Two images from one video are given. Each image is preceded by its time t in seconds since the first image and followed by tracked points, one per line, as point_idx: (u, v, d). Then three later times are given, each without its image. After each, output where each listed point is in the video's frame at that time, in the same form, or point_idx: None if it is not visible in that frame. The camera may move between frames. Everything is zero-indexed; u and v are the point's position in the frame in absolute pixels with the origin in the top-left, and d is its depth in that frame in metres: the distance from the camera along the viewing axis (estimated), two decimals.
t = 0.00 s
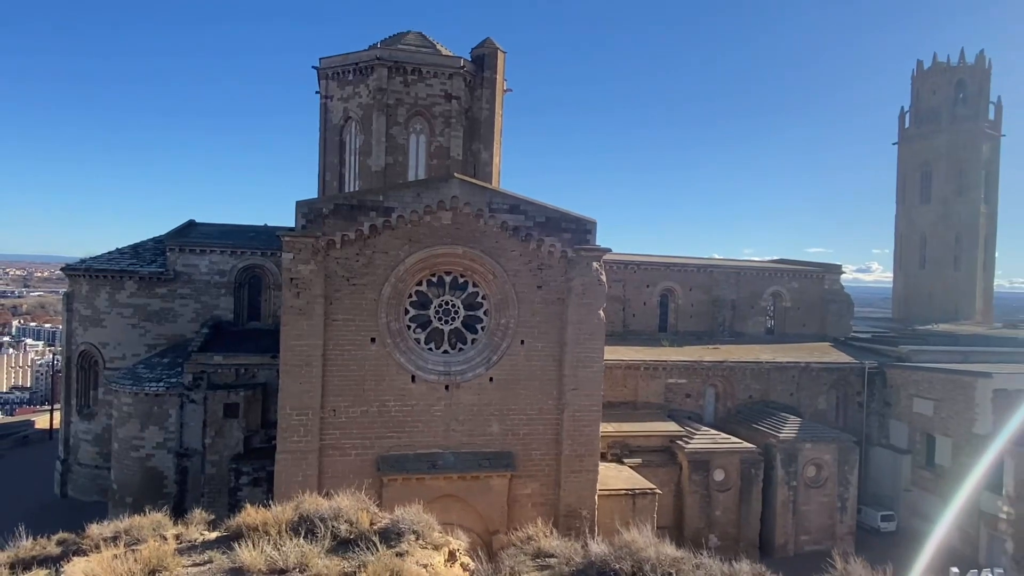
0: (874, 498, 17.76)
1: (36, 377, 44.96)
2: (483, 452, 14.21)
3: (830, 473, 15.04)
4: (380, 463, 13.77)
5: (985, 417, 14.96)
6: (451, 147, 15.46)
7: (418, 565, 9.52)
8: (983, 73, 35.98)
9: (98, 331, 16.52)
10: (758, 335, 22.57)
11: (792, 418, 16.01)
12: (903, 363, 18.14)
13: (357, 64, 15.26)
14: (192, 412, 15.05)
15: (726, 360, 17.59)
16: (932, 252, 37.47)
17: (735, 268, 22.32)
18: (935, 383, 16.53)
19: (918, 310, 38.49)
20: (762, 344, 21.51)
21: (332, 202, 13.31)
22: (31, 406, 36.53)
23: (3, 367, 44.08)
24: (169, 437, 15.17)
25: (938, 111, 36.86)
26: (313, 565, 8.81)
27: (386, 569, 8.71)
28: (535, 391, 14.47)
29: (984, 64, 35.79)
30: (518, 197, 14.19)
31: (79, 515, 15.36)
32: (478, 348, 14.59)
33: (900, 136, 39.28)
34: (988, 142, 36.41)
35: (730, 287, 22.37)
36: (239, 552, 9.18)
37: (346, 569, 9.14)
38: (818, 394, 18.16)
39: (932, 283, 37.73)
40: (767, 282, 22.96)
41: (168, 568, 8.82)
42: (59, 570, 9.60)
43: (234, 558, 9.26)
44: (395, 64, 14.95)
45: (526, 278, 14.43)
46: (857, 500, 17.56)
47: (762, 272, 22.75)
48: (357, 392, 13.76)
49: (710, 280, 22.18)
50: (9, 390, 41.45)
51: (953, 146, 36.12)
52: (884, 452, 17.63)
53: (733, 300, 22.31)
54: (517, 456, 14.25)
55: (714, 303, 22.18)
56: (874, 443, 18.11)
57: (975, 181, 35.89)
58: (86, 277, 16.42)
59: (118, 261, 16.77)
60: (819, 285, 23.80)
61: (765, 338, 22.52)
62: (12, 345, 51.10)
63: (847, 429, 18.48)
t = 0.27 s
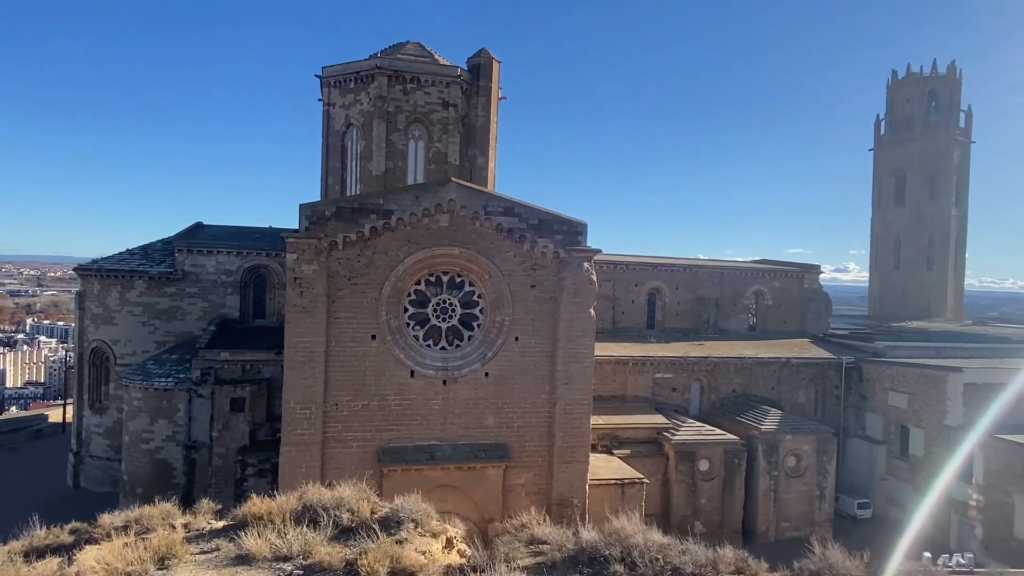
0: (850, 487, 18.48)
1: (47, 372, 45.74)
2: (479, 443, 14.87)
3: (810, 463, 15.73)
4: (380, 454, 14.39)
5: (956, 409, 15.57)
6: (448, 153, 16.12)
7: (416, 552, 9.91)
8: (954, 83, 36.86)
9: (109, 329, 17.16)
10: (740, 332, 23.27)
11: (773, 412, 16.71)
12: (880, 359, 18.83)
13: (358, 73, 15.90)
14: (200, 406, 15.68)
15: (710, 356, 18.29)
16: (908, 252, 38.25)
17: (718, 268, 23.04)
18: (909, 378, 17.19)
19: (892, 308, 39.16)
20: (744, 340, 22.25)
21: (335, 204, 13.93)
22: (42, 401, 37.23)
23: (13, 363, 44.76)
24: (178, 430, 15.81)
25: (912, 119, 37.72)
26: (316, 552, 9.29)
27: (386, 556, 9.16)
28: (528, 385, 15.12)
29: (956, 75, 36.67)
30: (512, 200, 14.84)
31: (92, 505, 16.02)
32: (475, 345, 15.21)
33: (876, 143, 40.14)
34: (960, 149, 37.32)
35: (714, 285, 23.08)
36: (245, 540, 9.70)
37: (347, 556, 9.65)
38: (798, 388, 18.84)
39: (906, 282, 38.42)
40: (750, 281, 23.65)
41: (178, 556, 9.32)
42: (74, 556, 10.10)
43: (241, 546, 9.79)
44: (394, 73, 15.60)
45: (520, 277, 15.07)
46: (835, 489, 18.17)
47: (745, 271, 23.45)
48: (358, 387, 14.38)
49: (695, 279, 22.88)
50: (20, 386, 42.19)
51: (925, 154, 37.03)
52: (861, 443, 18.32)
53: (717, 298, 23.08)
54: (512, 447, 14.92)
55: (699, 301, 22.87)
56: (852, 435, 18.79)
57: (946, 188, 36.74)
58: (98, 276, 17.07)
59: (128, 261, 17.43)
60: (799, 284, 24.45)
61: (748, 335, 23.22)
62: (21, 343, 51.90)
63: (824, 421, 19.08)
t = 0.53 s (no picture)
0: (837, 481, 18.70)
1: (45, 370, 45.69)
2: (473, 440, 15.05)
3: (798, 459, 15.99)
4: (376, 451, 14.55)
5: (941, 405, 15.90)
6: (443, 153, 16.29)
7: (411, 547, 10.02)
8: (940, 86, 37.18)
9: (106, 327, 17.25)
10: (730, 330, 23.52)
11: (762, 408, 16.97)
12: (867, 356, 19.08)
13: (353, 73, 16.03)
14: (197, 404, 15.80)
15: (700, 353, 18.53)
16: (893, 252, 38.57)
17: (708, 267, 23.28)
18: (894, 375, 17.46)
19: (880, 308, 39.36)
20: (733, 337, 22.48)
21: (330, 204, 14.08)
22: (41, 398, 37.24)
23: (12, 361, 44.72)
24: (174, 427, 15.94)
25: (898, 121, 38.00)
26: (311, 548, 9.38)
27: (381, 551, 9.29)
28: (522, 383, 15.31)
29: (941, 78, 36.98)
30: (506, 200, 15.01)
31: (89, 502, 16.15)
32: (469, 343, 15.41)
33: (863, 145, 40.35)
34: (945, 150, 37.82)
35: (704, 284, 23.34)
36: (241, 537, 9.80)
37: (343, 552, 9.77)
38: (787, 384, 19.13)
39: (892, 282, 38.71)
40: (740, 280, 23.89)
41: (174, 552, 9.39)
42: (70, 552, 10.14)
43: (237, 542, 9.88)
44: (389, 73, 15.74)
45: (513, 276, 15.25)
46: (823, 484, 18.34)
47: (734, 270, 23.69)
48: (353, 385, 14.54)
49: (686, 278, 23.12)
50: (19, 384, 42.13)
51: (910, 156, 37.36)
52: (848, 439, 18.63)
53: (707, 296, 23.30)
54: (505, 444, 15.09)
55: (690, 299, 23.11)
56: (839, 431, 19.11)
57: (931, 188, 37.24)
58: (94, 275, 17.16)
59: (125, 260, 17.54)
60: (788, 283, 24.75)
61: (737, 332, 23.47)
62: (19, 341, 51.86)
63: (812, 417, 19.44)
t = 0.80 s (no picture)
0: (819, 472, 19.44)
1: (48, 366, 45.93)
2: (467, 434, 15.48)
3: (781, 451, 16.53)
4: (372, 445, 14.97)
5: (918, 399, 16.41)
6: (437, 155, 16.71)
7: (407, 538, 10.26)
8: (919, 91, 37.94)
9: (108, 325, 17.63)
10: (715, 327, 24.03)
11: (747, 402, 17.49)
12: (848, 352, 19.57)
13: (350, 77, 16.43)
14: (197, 400, 16.18)
15: (687, 349, 19.01)
16: (874, 252, 39.12)
17: (695, 266, 23.78)
18: (874, 370, 17.95)
19: (859, 305, 39.93)
20: (719, 334, 23.02)
21: (327, 204, 14.47)
22: (45, 395, 37.54)
23: (16, 358, 44.98)
24: (175, 422, 16.32)
25: (878, 126, 38.66)
26: (309, 540, 9.59)
27: (377, 542, 9.53)
28: (515, 378, 15.75)
29: (920, 83, 37.73)
30: (499, 201, 15.44)
31: (92, 495, 16.55)
32: (463, 340, 15.84)
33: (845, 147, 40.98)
34: (923, 153, 38.62)
35: (691, 282, 23.84)
36: (241, 529, 9.99)
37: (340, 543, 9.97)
38: (771, 379, 19.66)
39: (871, 280, 39.27)
40: (725, 278, 24.39)
41: (175, 544, 9.55)
42: (72, 545, 10.27)
43: (237, 534, 10.08)
44: (385, 77, 16.15)
45: (506, 275, 15.68)
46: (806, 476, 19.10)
47: (719, 268, 24.18)
48: (350, 380, 14.95)
49: (674, 277, 23.61)
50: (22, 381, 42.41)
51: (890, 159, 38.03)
52: (829, 433, 19.29)
53: (694, 294, 23.84)
54: (499, 438, 15.53)
55: (677, 298, 23.61)
56: (821, 424, 19.74)
57: (911, 189, 37.95)
58: (96, 274, 17.53)
59: (127, 259, 17.91)
60: (772, 281, 25.25)
61: (722, 329, 23.97)
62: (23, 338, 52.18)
63: (796, 411, 20.01)
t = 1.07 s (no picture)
0: (800, 464, 19.97)
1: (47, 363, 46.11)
2: (460, 428, 15.91)
3: (764, 443, 17.07)
4: (368, 439, 15.37)
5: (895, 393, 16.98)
6: (431, 156, 17.13)
7: (401, 529, 10.38)
8: (896, 97, 38.57)
9: (107, 322, 17.95)
10: (701, 324, 24.58)
11: (731, 397, 18.02)
12: (828, 348, 20.11)
13: (345, 80, 16.82)
14: (196, 395, 16.56)
15: (673, 345, 19.52)
16: (852, 251, 39.80)
17: (681, 264, 24.31)
18: (853, 365, 18.50)
19: (838, 302, 40.64)
20: (704, 330, 23.54)
21: (323, 205, 14.87)
22: (45, 391, 37.75)
23: (16, 355, 45.11)
24: (174, 417, 16.68)
25: (857, 129, 39.39)
26: (307, 531, 9.60)
27: (374, 534, 9.54)
28: (506, 373, 16.19)
29: (898, 89, 38.35)
30: (491, 201, 15.86)
31: (93, 489, 16.92)
32: (456, 336, 16.27)
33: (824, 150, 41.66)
34: (899, 156, 39.39)
35: (677, 280, 24.37)
36: (239, 521, 9.94)
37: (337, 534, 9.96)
38: (754, 374, 20.18)
39: (850, 277, 39.98)
40: (710, 276, 24.94)
41: (175, 537, 9.37)
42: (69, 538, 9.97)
43: (235, 527, 10.03)
44: (380, 80, 16.55)
45: (498, 273, 16.11)
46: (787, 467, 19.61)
47: (704, 267, 24.73)
48: (346, 376, 15.35)
49: (660, 275, 24.13)
50: (22, 378, 42.57)
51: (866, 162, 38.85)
52: (810, 425, 19.84)
53: (680, 292, 24.36)
54: (490, 432, 15.97)
55: (664, 295, 24.14)
56: (801, 417, 20.28)
57: (887, 190, 38.71)
58: (96, 272, 17.84)
59: (126, 258, 18.23)
60: (754, 279, 25.84)
61: (707, 326, 24.52)
62: (20, 336, 52.28)
63: (777, 404, 20.54)
